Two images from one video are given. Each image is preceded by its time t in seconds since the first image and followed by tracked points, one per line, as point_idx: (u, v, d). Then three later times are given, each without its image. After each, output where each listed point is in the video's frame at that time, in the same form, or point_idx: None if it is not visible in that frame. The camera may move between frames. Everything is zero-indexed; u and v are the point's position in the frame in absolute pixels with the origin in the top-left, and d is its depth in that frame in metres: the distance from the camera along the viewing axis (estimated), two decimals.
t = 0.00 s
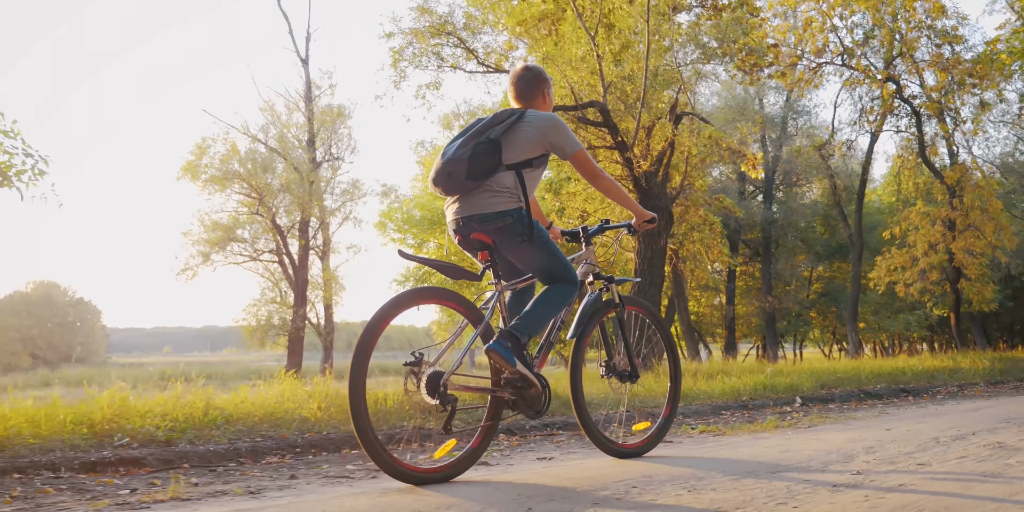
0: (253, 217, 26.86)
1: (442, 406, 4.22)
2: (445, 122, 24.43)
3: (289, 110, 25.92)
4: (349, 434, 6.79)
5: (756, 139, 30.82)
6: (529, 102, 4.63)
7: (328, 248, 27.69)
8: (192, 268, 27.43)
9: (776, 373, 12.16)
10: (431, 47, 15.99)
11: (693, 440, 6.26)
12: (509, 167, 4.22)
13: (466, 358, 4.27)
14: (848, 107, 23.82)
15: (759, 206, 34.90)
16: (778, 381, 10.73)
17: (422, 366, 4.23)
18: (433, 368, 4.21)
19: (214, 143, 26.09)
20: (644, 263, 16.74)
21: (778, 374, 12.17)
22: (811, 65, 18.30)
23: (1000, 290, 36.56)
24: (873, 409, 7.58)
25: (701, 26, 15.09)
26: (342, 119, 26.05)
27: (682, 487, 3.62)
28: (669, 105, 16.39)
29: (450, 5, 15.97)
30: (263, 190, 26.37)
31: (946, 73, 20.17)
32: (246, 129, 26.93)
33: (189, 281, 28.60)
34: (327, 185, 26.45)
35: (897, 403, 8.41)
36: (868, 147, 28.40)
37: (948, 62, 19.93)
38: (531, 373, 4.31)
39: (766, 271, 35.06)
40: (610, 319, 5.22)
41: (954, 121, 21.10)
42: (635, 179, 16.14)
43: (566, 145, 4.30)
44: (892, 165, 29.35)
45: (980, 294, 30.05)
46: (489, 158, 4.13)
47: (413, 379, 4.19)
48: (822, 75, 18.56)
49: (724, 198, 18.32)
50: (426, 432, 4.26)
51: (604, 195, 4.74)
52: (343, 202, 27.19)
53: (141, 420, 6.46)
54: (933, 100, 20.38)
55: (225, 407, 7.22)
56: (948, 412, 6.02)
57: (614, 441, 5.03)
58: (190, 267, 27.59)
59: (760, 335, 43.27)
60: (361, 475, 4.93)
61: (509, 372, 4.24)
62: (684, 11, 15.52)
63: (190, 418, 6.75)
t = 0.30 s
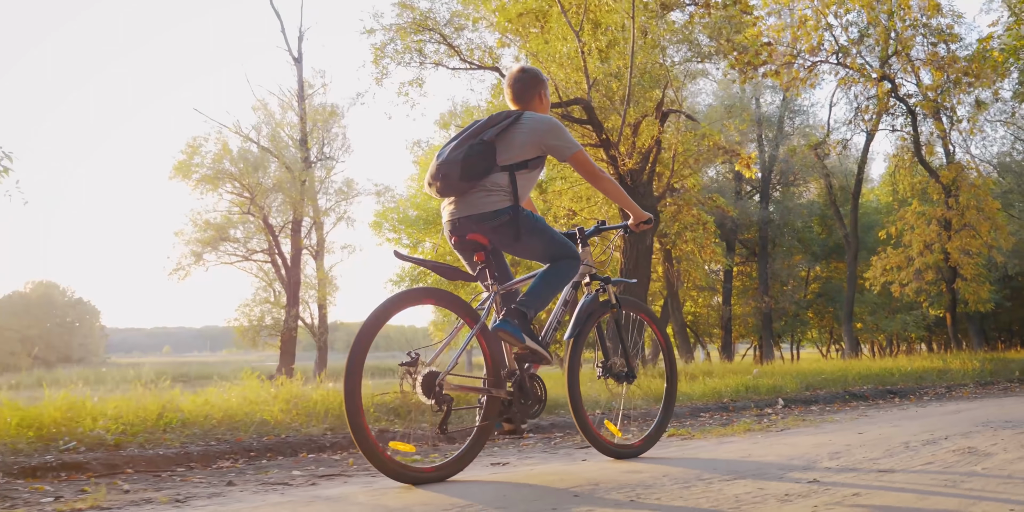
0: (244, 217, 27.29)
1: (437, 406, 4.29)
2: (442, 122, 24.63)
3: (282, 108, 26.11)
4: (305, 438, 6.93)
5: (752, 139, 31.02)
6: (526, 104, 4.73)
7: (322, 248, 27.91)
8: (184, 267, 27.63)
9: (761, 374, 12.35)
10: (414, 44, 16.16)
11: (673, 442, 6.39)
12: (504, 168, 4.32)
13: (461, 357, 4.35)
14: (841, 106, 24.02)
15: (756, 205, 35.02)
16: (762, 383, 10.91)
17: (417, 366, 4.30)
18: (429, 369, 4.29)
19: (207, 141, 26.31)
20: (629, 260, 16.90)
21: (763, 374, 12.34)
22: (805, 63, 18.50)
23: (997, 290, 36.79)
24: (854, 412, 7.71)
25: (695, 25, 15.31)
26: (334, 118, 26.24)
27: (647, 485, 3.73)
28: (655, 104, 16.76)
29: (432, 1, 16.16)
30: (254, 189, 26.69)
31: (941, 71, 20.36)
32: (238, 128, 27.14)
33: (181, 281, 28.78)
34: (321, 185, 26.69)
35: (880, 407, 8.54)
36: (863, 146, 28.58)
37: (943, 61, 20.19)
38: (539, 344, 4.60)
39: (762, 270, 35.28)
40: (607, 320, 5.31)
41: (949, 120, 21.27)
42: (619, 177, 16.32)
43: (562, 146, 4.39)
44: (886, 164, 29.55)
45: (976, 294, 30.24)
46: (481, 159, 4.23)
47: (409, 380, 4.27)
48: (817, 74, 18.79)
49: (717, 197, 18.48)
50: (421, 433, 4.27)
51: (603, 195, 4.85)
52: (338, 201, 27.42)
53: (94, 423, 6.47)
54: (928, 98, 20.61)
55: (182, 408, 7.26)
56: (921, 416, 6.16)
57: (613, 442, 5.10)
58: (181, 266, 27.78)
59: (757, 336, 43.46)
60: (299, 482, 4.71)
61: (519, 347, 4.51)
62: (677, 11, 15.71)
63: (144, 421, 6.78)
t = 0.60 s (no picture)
0: (236, 217, 27.29)
1: (430, 407, 4.31)
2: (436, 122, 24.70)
3: (274, 108, 26.17)
4: (259, 442, 6.79)
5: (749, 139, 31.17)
6: (521, 105, 4.74)
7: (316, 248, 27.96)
8: (175, 267, 27.61)
9: (745, 375, 12.43)
10: (395, 41, 16.14)
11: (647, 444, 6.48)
12: (499, 170, 4.33)
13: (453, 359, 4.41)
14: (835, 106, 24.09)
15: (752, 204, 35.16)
16: (744, 384, 11.02)
17: (411, 367, 4.29)
18: (423, 370, 4.29)
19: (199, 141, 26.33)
20: (615, 260, 17.05)
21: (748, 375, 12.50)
22: (798, 61, 18.70)
23: (993, 291, 36.89)
24: (831, 415, 7.81)
25: (688, 23, 15.43)
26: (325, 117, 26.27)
27: (610, 491, 3.81)
28: (640, 102, 16.90)
29: None
30: (246, 188, 26.69)
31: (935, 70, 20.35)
32: (230, 128, 27.23)
33: (172, 281, 28.79)
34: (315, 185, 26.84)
35: (859, 410, 8.63)
36: (859, 147, 28.64)
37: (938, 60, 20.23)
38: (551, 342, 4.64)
39: (757, 270, 35.37)
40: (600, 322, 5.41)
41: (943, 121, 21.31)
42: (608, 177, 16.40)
43: (557, 148, 4.39)
44: (881, 164, 29.62)
45: (972, 294, 30.33)
46: (476, 161, 4.24)
47: (402, 381, 4.24)
48: (811, 73, 19.04)
49: (710, 197, 18.60)
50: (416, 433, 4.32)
51: (598, 196, 4.85)
52: (332, 201, 27.42)
53: (41, 426, 6.31)
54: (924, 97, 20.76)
55: (135, 414, 7.08)
56: (895, 419, 6.27)
57: (605, 444, 5.22)
58: (172, 266, 27.77)
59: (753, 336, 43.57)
60: (231, 491, 4.63)
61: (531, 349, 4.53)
62: (671, 8, 15.85)
63: (94, 424, 6.63)
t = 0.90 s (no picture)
0: (229, 216, 27.36)
1: (428, 406, 4.46)
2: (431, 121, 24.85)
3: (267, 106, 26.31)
4: (213, 446, 6.68)
5: (744, 138, 31.30)
6: (516, 107, 4.85)
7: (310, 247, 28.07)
8: (167, 267, 27.67)
9: (730, 375, 12.60)
10: (376, 37, 16.27)
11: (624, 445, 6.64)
12: (495, 172, 4.45)
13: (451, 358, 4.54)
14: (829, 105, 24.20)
15: (748, 204, 35.28)
16: (726, 385, 11.19)
17: (408, 368, 4.44)
18: (420, 370, 4.43)
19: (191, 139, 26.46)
20: (601, 260, 17.24)
21: (734, 375, 12.69)
22: (793, 60, 18.88)
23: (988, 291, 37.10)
24: (809, 417, 7.97)
25: (681, 21, 15.55)
26: (316, 117, 26.43)
27: (577, 491, 3.97)
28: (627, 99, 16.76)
29: None
30: (238, 188, 26.77)
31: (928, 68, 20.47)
32: (222, 127, 27.33)
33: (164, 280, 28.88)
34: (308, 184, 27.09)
35: (838, 412, 8.80)
36: (854, 146, 28.79)
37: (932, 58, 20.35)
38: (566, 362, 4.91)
39: (754, 269, 35.51)
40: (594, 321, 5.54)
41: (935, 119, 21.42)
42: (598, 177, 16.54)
43: (552, 151, 4.50)
44: (876, 164, 29.79)
45: (967, 294, 30.49)
46: (473, 163, 4.36)
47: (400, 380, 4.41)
48: (805, 72, 19.23)
49: (702, 196, 18.74)
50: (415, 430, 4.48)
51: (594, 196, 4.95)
52: (326, 201, 27.83)
53: None
54: (920, 95, 20.93)
55: (85, 417, 6.93)
56: (868, 422, 6.40)
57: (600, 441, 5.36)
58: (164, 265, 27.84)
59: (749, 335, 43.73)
60: (157, 497, 4.52)
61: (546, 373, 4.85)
62: (663, 5, 16.00)
63: (42, 427, 6.41)
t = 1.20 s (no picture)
0: (220, 215, 27.39)
1: (426, 409, 4.54)
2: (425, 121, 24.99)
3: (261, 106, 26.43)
4: (165, 451, 6.52)
5: (740, 137, 31.41)
6: (511, 108, 4.95)
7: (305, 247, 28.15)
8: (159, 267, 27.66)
9: (717, 376, 12.72)
10: (359, 33, 16.33)
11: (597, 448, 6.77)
12: (495, 174, 4.55)
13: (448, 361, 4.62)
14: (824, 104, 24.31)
15: (744, 203, 35.38)
16: (709, 387, 11.31)
17: (407, 369, 4.53)
18: (418, 372, 4.52)
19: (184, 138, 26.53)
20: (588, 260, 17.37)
21: (719, 375, 12.81)
22: (787, 61, 19.01)
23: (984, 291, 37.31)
24: (785, 420, 8.10)
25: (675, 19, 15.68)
26: (309, 116, 26.58)
27: (543, 494, 4.11)
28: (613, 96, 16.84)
29: None
30: (231, 187, 26.81)
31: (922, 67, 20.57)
32: (214, 126, 27.41)
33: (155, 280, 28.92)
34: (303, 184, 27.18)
35: (816, 414, 8.92)
36: (849, 146, 28.90)
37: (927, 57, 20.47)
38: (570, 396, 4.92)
39: (750, 268, 35.63)
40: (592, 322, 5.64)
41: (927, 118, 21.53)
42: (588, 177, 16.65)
43: (550, 152, 4.62)
44: (870, 165, 29.94)
45: (963, 294, 30.65)
46: (473, 165, 4.44)
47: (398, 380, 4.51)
48: (800, 70, 19.32)
49: (695, 197, 18.86)
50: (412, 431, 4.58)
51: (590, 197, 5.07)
52: (320, 200, 27.80)
53: None
54: (915, 94, 21.05)
55: (34, 420, 6.82)
56: (842, 426, 6.53)
57: (599, 443, 5.45)
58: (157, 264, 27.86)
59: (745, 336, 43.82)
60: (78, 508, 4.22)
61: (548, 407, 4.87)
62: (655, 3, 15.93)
63: None
